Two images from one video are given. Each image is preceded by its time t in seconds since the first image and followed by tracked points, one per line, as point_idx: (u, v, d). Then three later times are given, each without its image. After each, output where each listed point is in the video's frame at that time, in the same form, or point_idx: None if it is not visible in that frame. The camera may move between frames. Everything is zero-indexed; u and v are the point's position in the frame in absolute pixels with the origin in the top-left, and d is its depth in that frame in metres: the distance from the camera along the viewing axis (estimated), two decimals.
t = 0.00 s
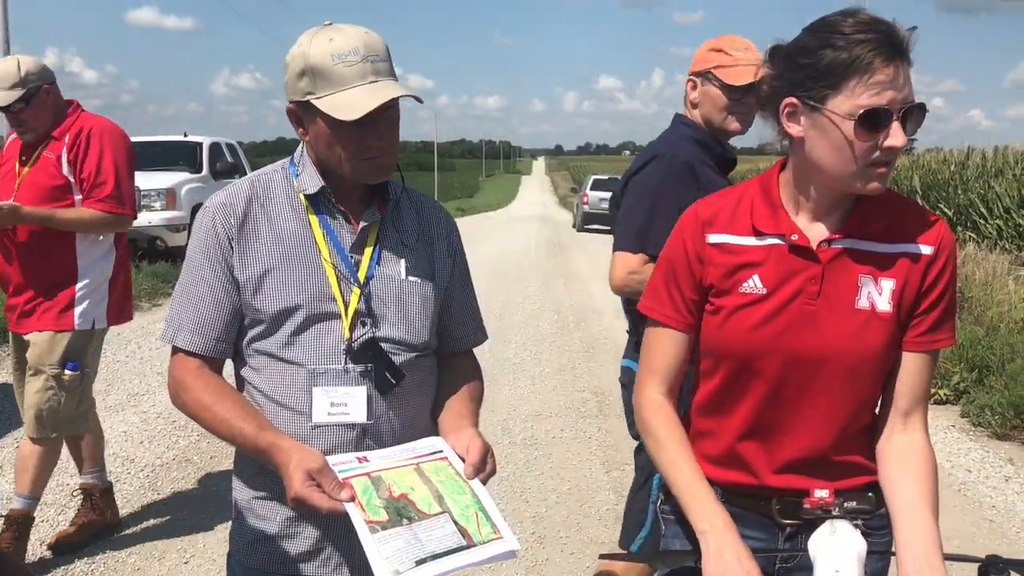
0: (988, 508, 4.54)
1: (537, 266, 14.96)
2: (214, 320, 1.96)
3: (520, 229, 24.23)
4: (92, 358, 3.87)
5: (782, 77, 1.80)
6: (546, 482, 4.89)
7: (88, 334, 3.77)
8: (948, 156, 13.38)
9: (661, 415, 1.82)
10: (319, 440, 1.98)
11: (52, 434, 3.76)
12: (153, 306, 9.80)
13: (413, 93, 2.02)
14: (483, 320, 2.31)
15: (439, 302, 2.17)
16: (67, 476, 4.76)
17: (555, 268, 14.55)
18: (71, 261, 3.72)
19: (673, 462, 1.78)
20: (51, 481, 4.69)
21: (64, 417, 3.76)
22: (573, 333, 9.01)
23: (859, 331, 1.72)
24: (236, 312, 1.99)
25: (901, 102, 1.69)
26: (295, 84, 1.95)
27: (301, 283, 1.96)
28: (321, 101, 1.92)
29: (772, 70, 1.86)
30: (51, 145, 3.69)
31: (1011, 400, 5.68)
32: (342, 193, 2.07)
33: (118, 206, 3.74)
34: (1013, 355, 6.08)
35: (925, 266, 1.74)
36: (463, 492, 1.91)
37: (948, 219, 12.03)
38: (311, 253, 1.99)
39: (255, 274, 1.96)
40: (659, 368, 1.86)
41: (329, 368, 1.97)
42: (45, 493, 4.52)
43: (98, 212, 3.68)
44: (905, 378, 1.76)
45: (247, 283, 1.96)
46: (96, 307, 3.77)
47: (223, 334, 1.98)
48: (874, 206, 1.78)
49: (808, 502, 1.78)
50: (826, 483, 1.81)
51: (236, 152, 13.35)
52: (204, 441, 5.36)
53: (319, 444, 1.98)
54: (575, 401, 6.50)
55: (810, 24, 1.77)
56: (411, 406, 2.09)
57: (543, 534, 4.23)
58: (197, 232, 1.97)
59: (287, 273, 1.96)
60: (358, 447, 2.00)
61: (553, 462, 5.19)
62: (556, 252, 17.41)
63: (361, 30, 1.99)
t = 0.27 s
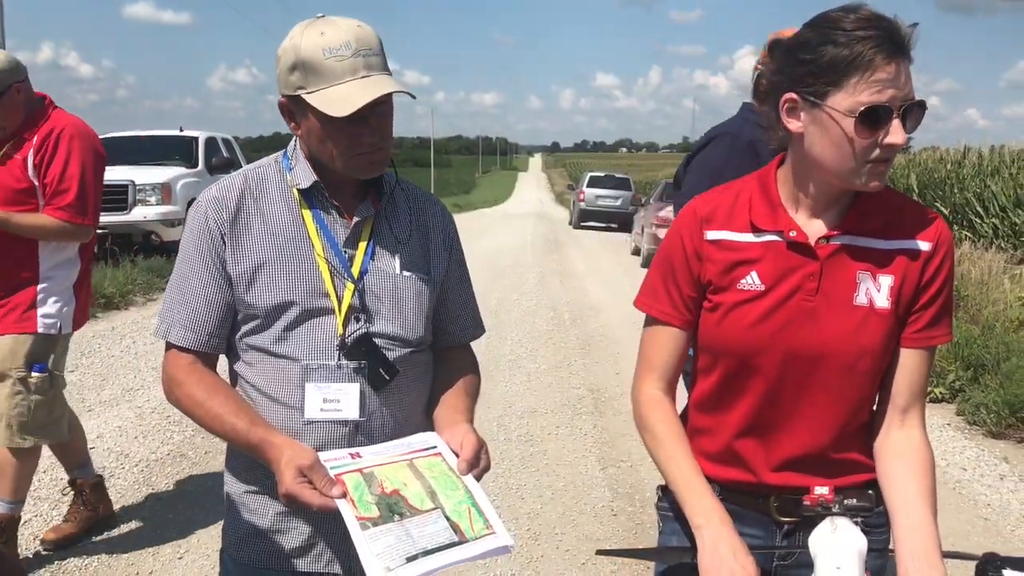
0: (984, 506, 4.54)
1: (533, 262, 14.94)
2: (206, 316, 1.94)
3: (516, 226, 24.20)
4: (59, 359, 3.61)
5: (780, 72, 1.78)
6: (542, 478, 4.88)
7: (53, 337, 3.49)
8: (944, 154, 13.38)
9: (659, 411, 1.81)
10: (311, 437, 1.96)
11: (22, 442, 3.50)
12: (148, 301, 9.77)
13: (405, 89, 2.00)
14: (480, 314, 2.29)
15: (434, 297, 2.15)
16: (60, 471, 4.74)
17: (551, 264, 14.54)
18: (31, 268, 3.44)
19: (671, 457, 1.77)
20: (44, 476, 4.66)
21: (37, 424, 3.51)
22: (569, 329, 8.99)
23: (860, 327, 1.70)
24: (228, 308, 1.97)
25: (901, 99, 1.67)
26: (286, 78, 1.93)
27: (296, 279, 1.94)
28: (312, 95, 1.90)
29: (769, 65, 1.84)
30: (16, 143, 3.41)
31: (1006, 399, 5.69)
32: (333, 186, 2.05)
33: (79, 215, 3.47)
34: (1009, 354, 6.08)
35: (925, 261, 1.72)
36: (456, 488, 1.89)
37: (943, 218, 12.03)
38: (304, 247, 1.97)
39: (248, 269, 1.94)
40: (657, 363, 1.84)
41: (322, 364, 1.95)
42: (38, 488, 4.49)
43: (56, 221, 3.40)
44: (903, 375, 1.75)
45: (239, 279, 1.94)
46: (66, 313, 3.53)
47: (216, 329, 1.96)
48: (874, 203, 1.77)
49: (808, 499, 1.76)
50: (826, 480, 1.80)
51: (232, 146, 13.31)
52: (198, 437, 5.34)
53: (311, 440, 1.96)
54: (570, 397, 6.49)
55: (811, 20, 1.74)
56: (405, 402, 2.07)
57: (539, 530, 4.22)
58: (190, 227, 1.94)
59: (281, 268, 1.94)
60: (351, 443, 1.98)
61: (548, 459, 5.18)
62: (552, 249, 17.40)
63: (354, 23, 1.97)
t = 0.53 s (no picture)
0: (974, 499, 4.57)
1: (527, 254, 14.93)
2: (191, 305, 1.93)
3: (510, 218, 24.16)
4: (39, 350, 3.58)
5: (779, 62, 1.78)
6: (535, 470, 4.89)
7: (32, 331, 3.46)
8: (938, 148, 13.41)
9: (657, 403, 1.81)
10: (297, 424, 1.96)
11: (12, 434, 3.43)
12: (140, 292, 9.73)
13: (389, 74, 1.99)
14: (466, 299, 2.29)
15: (420, 283, 2.15)
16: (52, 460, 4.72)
17: (544, 257, 14.54)
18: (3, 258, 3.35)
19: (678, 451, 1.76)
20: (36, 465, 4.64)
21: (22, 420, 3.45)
22: (562, 322, 9.00)
23: (857, 320, 1.71)
24: (213, 296, 1.95)
25: (900, 90, 1.67)
26: (267, 63, 1.92)
27: (280, 265, 1.93)
28: (293, 80, 1.89)
29: (767, 55, 1.84)
30: None
31: (998, 392, 5.72)
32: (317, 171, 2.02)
33: (51, 204, 3.35)
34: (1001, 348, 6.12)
35: (921, 254, 1.74)
36: (443, 473, 1.90)
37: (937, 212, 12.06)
38: (289, 234, 1.96)
39: (231, 257, 1.93)
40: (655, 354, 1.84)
41: (308, 352, 1.94)
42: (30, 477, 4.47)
43: (27, 210, 3.29)
44: (899, 366, 1.76)
45: (223, 267, 1.93)
46: (40, 306, 3.45)
47: (201, 317, 1.95)
48: (872, 195, 1.77)
49: (806, 489, 1.76)
50: (824, 471, 1.80)
51: (225, 137, 13.24)
52: (191, 427, 5.32)
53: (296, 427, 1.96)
54: (564, 390, 6.49)
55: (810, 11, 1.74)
56: (391, 389, 2.07)
57: (532, 521, 4.23)
58: (171, 214, 1.93)
59: (265, 255, 1.93)
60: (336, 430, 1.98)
61: (542, 450, 5.18)
62: (546, 241, 17.39)
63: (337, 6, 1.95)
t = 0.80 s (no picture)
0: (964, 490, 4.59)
1: (521, 244, 14.92)
2: (162, 290, 1.91)
3: (504, 207, 24.13)
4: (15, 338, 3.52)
5: (773, 55, 1.77)
6: (527, 459, 4.90)
7: (10, 318, 3.44)
8: (931, 141, 13.43)
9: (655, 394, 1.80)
10: (275, 410, 1.95)
11: None
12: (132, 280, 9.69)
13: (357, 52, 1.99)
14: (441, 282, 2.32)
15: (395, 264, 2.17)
16: (44, 448, 4.70)
17: (538, 246, 14.53)
18: None
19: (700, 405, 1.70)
20: (28, 453, 4.63)
21: (1, 402, 3.35)
22: (556, 311, 9.00)
23: (852, 310, 1.71)
24: (184, 281, 1.94)
25: (893, 83, 1.67)
26: (233, 39, 1.89)
27: (250, 248, 1.93)
28: (260, 56, 1.87)
29: (761, 47, 1.83)
30: None
31: (989, 384, 5.77)
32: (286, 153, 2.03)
33: (29, 186, 3.32)
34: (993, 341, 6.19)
35: (915, 244, 1.74)
36: (426, 455, 1.88)
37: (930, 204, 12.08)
38: (260, 218, 1.95)
39: (201, 240, 1.92)
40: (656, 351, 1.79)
41: (284, 335, 1.93)
42: (21, 465, 4.46)
43: (6, 193, 3.26)
44: (895, 354, 1.77)
45: (193, 251, 1.92)
46: (18, 292, 3.44)
47: (169, 304, 1.93)
48: (865, 186, 1.78)
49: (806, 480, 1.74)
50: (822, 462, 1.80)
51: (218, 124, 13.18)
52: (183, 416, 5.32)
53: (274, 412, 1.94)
54: (557, 379, 6.50)
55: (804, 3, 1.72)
56: (367, 373, 2.07)
57: (524, 510, 4.24)
58: (137, 199, 1.91)
59: (235, 237, 1.92)
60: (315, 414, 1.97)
61: (534, 440, 5.19)
62: (540, 230, 17.38)
63: None
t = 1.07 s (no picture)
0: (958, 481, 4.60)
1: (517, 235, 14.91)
2: (128, 276, 1.82)
3: (500, 198, 24.09)
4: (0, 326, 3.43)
5: (770, 41, 1.77)
6: (522, 449, 4.90)
7: None
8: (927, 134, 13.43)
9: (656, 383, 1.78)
10: (250, 398, 1.88)
11: None
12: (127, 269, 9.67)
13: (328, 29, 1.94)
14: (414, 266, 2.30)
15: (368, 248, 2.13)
16: (39, 437, 4.70)
17: (534, 237, 14.53)
18: None
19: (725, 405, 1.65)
20: (23, 442, 4.62)
21: None
22: (551, 302, 9.00)
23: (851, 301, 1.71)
24: (151, 267, 1.86)
25: (889, 70, 1.67)
26: (199, 15, 1.83)
27: (222, 232, 1.86)
28: (228, 30, 1.81)
29: (758, 33, 1.83)
30: None
31: (985, 376, 5.77)
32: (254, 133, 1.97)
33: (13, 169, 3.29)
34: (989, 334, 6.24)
35: (915, 234, 1.75)
36: (408, 436, 1.86)
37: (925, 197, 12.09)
38: (231, 201, 1.89)
39: (170, 224, 1.84)
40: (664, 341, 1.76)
41: (259, 320, 1.87)
42: (16, 454, 4.45)
43: None
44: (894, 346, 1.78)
45: (162, 235, 1.84)
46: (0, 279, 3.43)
47: (136, 291, 1.84)
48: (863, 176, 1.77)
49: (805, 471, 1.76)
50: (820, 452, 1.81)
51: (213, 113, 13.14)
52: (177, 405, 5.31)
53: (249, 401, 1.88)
54: (552, 370, 6.50)
55: None
56: (342, 357, 2.02)
57: (520, 501, 4.25)
58: (100, 184, 1.81)
59: (208, 222, 1.86)
60: (291, 401, 1.91)
61: (530, 430, 5.20)
62: (536, 221, 17.38)
63: None
